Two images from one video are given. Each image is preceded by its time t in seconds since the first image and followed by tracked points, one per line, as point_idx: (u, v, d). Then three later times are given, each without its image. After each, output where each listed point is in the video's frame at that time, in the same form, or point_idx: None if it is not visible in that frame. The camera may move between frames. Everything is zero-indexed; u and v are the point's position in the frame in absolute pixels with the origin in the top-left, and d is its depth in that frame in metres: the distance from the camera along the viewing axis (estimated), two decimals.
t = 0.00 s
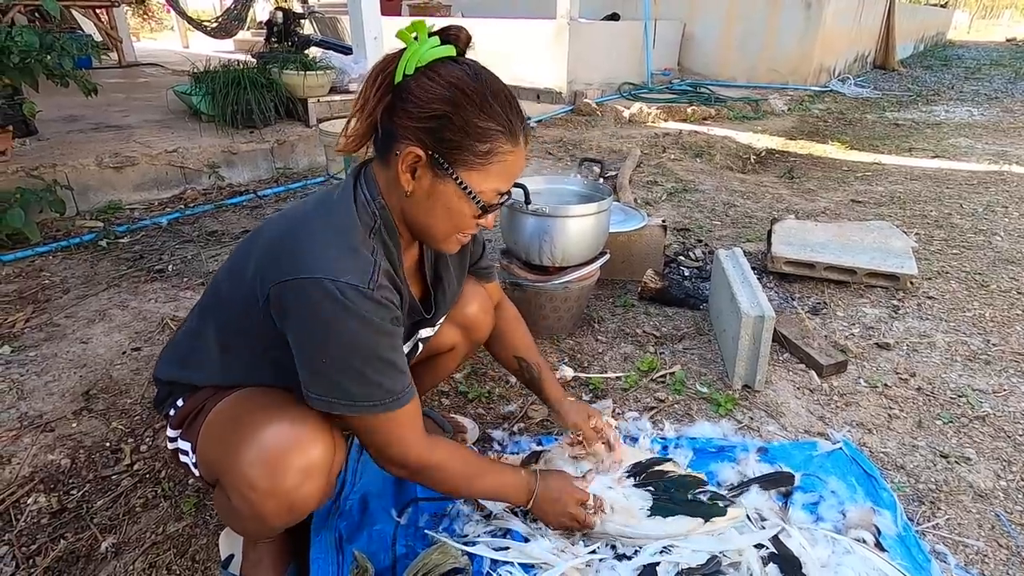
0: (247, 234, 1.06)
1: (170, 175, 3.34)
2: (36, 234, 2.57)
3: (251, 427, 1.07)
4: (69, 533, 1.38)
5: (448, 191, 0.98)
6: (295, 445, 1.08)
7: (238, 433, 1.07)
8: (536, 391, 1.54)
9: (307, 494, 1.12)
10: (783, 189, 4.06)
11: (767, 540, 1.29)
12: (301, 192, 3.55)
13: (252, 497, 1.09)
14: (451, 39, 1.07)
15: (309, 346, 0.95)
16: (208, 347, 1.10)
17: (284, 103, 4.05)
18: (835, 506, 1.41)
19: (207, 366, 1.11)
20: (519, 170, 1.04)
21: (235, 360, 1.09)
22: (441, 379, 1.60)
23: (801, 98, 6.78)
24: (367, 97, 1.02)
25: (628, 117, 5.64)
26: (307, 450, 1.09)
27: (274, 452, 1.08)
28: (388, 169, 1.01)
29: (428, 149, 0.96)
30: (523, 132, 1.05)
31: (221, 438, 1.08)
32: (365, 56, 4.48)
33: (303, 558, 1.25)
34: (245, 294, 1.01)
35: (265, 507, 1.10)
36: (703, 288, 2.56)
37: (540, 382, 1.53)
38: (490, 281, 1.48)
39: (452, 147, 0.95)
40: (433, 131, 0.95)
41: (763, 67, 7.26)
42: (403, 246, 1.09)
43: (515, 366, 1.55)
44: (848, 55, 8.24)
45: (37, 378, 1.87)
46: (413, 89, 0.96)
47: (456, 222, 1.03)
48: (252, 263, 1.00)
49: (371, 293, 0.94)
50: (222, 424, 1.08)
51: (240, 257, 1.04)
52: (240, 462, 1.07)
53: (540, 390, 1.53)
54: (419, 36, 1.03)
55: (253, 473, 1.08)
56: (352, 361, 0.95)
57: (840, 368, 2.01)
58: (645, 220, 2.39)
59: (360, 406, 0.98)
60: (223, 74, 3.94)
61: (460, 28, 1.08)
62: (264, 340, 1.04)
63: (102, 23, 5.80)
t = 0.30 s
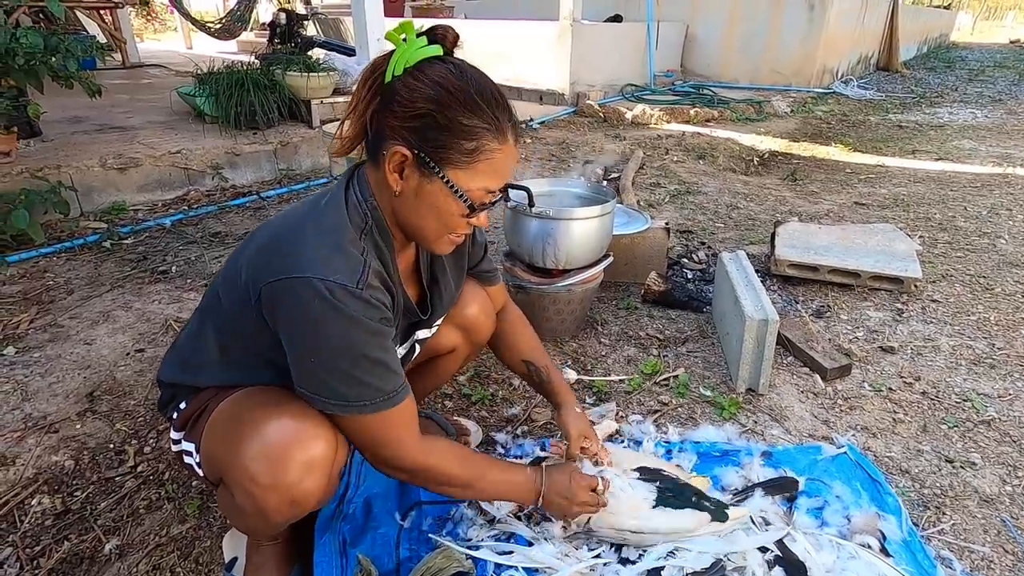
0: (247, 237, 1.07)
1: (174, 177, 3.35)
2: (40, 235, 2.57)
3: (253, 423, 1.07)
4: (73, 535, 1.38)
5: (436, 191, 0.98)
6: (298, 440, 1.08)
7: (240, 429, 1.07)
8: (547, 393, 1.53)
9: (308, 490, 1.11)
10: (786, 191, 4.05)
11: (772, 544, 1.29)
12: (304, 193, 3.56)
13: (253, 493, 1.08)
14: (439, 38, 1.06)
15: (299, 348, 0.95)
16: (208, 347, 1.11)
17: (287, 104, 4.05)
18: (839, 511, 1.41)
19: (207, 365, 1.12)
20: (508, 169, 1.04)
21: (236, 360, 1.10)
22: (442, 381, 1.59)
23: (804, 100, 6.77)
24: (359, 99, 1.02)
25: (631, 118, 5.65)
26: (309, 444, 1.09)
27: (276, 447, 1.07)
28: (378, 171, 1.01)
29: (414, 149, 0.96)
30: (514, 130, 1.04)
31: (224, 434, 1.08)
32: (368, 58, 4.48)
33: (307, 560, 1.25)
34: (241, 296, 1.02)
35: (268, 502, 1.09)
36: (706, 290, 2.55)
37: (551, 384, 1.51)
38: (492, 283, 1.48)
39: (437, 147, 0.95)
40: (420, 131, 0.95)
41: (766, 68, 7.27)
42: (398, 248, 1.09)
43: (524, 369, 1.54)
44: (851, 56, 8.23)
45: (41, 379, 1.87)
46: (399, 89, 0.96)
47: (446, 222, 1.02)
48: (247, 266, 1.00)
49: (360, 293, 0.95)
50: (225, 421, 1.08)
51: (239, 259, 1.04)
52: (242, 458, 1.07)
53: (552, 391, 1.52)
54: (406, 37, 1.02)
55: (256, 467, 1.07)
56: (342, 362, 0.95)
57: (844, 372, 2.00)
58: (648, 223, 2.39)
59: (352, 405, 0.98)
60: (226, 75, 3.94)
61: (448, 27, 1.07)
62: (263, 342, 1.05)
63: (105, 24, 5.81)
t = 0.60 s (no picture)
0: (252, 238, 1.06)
1: (178, 178, 3.35)
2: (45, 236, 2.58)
3: (256, 423, 1.07)
4: (79, 537, 1.38)
5: (443, 190, 0.98)
6: (300, 439, 1.08)
7: (243, 429, 1.07)
8: (551, 395, 1.54)
9: (310, 490, 1.11)
10: (791, 193, 4.04)
11: (779, 547, 1.28)
12: (309, 194, 3.56)
13: (256, 492, 1.08)
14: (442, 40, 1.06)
15: (306, 346, 0.95)
16: (214, 349, 1.10)
17: (292, 105, 4.05)
18: (847, 516, 1.40)
19: (213, 366, 1.12)
20: (513, 167, 1.03)
21: (241, 360, 1.10)
22: (447, 383, 1.59)
23: (808, 102, 6.76)
24: (365, 101, 1.02)
25: (634, 120, 5.64)
26: (311, 444, 1.09)
27: (277, 446, 1.07)
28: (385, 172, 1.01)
29: (421, 150, 0.96)
30: (518, 129, 1.04)
31: (226, 433, 1.08)
32: (372, 59, 4.48)
33: (314, 563, 1.25)
34: (246, 296, 1.01)
35: (270, 502, 1.09)
36: (711, 293, 2.55)
37: (557, 385, 1.52)
38: (497, 284, 1.48)
39: (444, 147, 0.95)
40: (425, 132, 0.95)
41: (769, 70, 7.26)
42: (404, 249, 1.09)
43: (531, 370, 1.54)
44: (856, 58, 8.21)
45: (47, 380, 1.87)
46: (405, 91, 0.96)
47: (453, 222, 1.02)
48: (252, 266, 1.00)
49: (368, 288, 0.95)
50: (227, 422, 1.08)
51: (244, 261, 1.04)
52: (245, 457, 1.07)
53: (557, 392, 1.53)
54: (410, 39, 1.02)
55: (258, 467, 1.07)
56: (351, 359, 0.94)
57: (850, 375, 2.00)
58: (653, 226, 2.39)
59: (366, 400, 0.97)
60: (231, 77, 3.95)
61: (451, 29, 1.06)
62: (269, 342, 1.04)
63: (110, 25, 5.83)
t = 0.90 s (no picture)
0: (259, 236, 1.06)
1: (182, 179, 3.36)
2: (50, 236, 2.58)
3: (256, 420, 1.07)
4: (83, 537, 1.38)
5: (459, 192, 0.98)
6: (299, 438, 1.08)
7: (243, 426, 1.07)
8: (558, 403, 1.53)
9: (307, 488, 1.12)
10: (794, 195, 4.04)
11: (783, 553, 1.28)
12: (312, 195, 3.56)
13: (254, 490, 1.08)
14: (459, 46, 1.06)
15: (313, 343, 0.95)
16: (221, 347, 1.10)
17: (295, 106, 4.06)
18: (851, 520, 1.40)
19: (219, 365, 1.11)
20: (527, 171, 1.04)
21: (248, 358, 1.09)
22: (452, 386, 1.59)
23: (812, 103, 6.75)
24: (381, 103, 1.02)
25: (638, 121, 5.65)
26: (310, 443, 1.09)
27: (276, 444, 1.07)
28: (399, 173, 1.01)
29: (438, 152, 0.96)
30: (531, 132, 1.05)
31: (227, 430, 1.08)
32: (375, 61, 4.49)
33: (316, 564, 1.25)
34: (252, 294, 1.01)
35: (267, 499, 1.09)
36: (715, 296, 2.55)
37: (563, 394, 1.52)
38: (504, 289, 1.48)
39: (461, 150, 0.96)
40: (444, 134, 0.95)
41: (773, 72, 7.25)
42: (414, 250, 1.08)
43: (537, 377, 1.55)
44: (859, 59, 8.20)
45: (51, 381, 1.88)
46: (424, 94, 0.96)
47: (467, 224, 1.02)
48: (262, 264, 1.00)
49: (376, 287, 0.95)
50: (229, 419, 1.08)
51: (252, 258, 1.04)
52: (244, 454, 1.07)
53: (561, 401, 1.53)
54: (427, 45, 1.02)
55: (257, 464, 1.07)
56: (356, 355, 0.95)
57: (854, 379, 1.99)
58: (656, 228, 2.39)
59: (361, 398, 0.98)
60: (235, 78, 3.96)
61: (468, 35, 1.07)
62: (276, 340, 1.05)
63: (115, 26, 5.85)
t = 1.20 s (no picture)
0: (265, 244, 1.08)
1: (186, 180, 3.38)
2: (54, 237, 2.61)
3: (272, 427, 1.09)
4: (87, 536, 1.40)
5: (465, 189, 0.99)
6: (315, 444, 1.10)
7: (259, 433, 1.08)
8: (549, 406, 1.57)
9: (325, 493, 1.13)
10: (796, 198, 4.04)
11: (779, 555, 1.29)
12: (314, 196, 3.58)
13: (273, 496, 1.09)
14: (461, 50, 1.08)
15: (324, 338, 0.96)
16: (226, 352, 1.12)
17: (298, 108, 4.08)
18: (847, 523, 1.41)
19: (224, 369, 1.13)
20: (529, 170, 1.06)
21: (253, 361, 1.11)
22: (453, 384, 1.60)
23: (814, 106, 6.75)
24: (385, 104, 1.03)
25: (639, 123, 5.67)
26: (327, 448, 1.11)
27: (293, 450, 1.09)
28: (405, 172, 1.02)
29: (444, 150, 0.97)
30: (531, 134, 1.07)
31: (242, 437, 1.09)
32: (378, 63, 4.51)
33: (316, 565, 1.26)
34: (262, 298, 1.03)
35: (285, 504, 1.10)
36: (714, 299, 2.56)
37: (555, 398, 1.56)
38: (501, 288, 1.50)
39: (467, 148, 0.97)
40: (449, 133, 0.97)
41: (775, 74, 7.25)
42: (417, 248, 1.10)
43: (530, 380, 1.57)
44: (862, 62, 8.19)
45: (55, 381, 1.90)
46: (430, 96, 0.98)
47: (470, 220, 1.03)
48: (271, 268, 1.02)
49: (389, 281, 0.96)
50: (243, 427, 1.09)
51: (260, 264, 1.06)
52: (261, 461, 1.08)
53: (553, 404, 1.57)
54: (430, 49, 1.04)
55: (275, 470, 1.08)
56: (380, 345, 0.96)
57: (852, 382, 2.00)
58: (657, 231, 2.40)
59: (396, 387, 0.98)
60: (239, 80, 3.98)
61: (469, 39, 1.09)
62: (283, 342, 1.06)
63: (120, 28, 5.88)
